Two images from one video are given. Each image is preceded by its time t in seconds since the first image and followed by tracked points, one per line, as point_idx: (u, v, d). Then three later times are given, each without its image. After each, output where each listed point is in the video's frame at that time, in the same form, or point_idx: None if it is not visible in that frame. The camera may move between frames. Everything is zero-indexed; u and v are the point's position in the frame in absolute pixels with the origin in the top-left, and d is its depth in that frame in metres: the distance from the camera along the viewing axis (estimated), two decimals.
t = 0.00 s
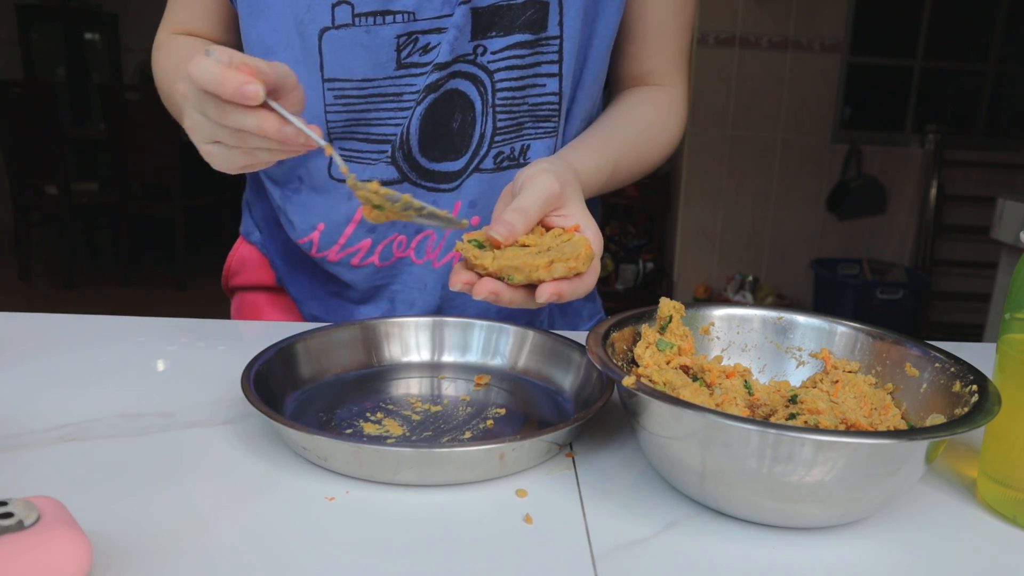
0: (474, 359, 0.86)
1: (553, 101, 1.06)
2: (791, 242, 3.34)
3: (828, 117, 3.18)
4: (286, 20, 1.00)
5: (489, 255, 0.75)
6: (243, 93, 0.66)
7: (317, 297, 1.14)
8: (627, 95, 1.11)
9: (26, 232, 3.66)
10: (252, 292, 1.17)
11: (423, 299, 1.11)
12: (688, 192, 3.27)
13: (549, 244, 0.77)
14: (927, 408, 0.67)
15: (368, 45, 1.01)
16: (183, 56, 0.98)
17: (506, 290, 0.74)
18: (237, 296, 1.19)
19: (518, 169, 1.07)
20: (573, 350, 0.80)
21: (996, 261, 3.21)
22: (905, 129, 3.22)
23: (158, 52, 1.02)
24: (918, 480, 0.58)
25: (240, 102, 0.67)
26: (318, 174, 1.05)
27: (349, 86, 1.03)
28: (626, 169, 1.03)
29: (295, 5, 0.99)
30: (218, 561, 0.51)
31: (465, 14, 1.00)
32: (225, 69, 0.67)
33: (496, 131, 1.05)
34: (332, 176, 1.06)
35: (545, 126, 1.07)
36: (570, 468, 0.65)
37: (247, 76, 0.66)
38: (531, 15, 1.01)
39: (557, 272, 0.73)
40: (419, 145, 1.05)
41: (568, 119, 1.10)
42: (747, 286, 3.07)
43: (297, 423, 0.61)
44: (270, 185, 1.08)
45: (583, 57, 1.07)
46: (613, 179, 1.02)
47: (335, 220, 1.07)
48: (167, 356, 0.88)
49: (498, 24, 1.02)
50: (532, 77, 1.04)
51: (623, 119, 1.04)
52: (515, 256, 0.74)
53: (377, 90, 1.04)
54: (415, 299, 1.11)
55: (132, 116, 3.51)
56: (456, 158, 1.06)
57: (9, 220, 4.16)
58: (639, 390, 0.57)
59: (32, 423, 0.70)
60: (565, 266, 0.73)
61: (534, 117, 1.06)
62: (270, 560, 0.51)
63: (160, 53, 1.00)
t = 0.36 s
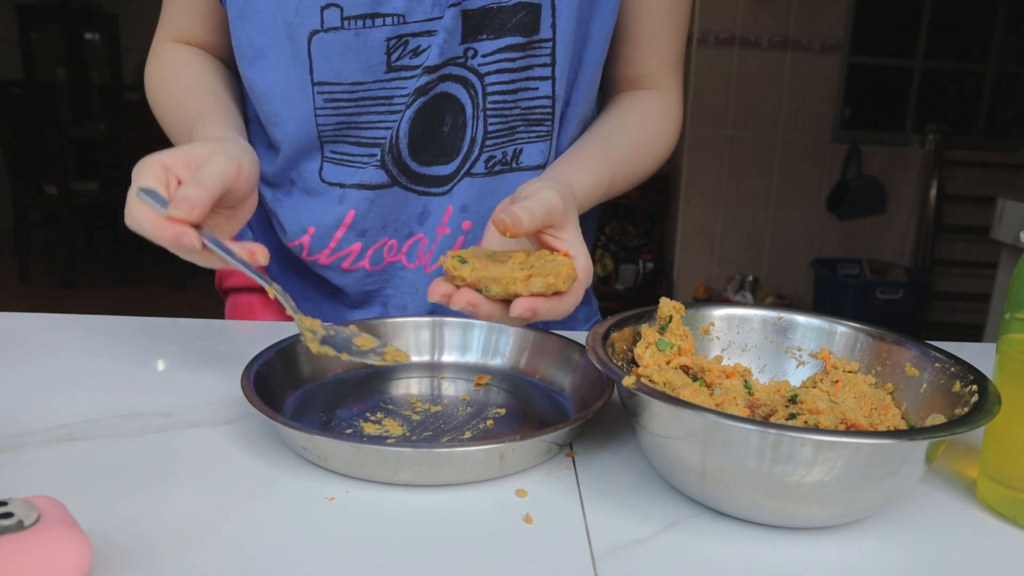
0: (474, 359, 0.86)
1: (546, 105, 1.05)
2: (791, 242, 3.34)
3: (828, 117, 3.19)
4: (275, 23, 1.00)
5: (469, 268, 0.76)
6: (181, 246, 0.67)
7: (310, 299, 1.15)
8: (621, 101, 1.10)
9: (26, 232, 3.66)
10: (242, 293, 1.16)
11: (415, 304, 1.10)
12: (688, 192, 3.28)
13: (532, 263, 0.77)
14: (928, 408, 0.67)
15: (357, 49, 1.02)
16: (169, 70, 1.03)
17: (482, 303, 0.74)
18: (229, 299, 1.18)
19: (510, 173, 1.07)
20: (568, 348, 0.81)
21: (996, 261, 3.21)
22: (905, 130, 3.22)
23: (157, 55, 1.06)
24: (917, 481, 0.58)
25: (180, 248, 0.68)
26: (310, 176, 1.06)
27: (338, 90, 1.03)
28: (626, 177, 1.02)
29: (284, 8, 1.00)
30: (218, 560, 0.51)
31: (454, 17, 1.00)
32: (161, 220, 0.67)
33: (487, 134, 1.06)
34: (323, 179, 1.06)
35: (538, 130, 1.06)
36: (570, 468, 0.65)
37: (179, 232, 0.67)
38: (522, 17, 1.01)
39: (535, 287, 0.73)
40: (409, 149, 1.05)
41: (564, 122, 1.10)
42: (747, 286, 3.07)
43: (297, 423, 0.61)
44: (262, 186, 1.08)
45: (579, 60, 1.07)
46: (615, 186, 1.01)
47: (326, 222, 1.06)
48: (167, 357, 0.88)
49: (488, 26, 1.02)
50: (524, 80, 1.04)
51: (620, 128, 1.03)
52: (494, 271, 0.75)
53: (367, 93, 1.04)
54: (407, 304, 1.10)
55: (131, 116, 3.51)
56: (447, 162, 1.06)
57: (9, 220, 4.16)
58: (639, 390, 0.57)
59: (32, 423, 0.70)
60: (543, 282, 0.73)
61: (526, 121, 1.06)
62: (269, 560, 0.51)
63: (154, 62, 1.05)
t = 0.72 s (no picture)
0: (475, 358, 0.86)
1: (542, 106, 1.04)
2: (791, 242, 3.34)
3: (827, 117, 3.19)
4: (266, 26, 1.00)
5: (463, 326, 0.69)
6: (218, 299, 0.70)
7: (304, 302, 1.16)
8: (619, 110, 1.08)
9: (26, 233, 3.66)
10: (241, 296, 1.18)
11: (412, 307, 1.11)
12: (688, 192, 3.27)
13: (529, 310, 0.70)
14: (928, 408, 0.67)
15: (348, 50, 1.01)
16: (167, 79, 1.03)
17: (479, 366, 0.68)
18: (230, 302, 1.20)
19: (506, 176, 1.07)
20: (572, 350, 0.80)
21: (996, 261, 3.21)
22: (905, 129, 3.21)
23: (153, 60, 1.06)
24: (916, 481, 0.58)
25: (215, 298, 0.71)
26: (303, 179, 1.07)
27: (330, 92, 1.03)
28: (624, 184, 0.98)
29: (275, 9, 1.00)
30: (217, 560, 0.51)
31: (446, 18, 1.00)
32: (191, 278, 0.70)
33: (481, 137, 1.05)
34: (316, 183, 1.07)
35: (534, 132, 1.06)
36: (570, 468, 0.65)
37: (214, 289, 0.70)
38: (516, 18, 1.01)
39: (528, 342, 0.65)
40: (402, 152, 1.05)
41: (568, 124, 1.10)
42: (747, 286, 3.08)
43: (297, 423, 0.61)
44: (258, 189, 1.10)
45: (579, 62, 1.06)
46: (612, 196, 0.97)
47: (322, 225, 1.06)
48: (167, 357, 0.88)
49: (480, 27, 1.01)
50: (520, 82, 1.03)
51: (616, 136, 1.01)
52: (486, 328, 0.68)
53: (359, 96, 1.04)
54: (402, 307, 1.11)
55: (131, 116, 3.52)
56: (440, 165, 1.06)
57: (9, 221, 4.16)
58: (639, 390, 0.57)
59: (33, 423, 0.70)
60: (535, 337, 0.65)
61: (522, 123, 1.05)
62: (268, 560, 0.51)
63: (151, 70, 1.05)
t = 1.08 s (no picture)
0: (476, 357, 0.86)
1: (540, 110, 1.04)
2: (791, 242, 3.34)
3: (827, 117, 3.19)
4: (262, 28, 1.01)
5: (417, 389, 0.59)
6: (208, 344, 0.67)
7: (303, 305, 1.16)
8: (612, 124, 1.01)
9: (26, 232, 3.67)
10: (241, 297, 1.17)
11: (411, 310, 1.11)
12: (688, 192, 3.27)
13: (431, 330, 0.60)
14: (927, 409, 0.67)
15: (343, 54, 1.01)
16: (172, 101, 1.01)
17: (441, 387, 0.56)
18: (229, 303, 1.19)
19: (504, 181, 1.07)
20: (573, 351, 0.80)
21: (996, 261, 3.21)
22: (905, 129, 3.21)
23: (156, 80, 1.04)
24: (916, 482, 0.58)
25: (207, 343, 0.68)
26: (301, 182, 1.08)
27: (326, 96, 1.03)
28: (623, 190, 0.88)
29: (270, 12, 1.00)
30: (217, 561, 0.51)
31: (443, 22, 1.00)
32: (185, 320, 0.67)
33: (479, 142, 1.05)
34: (314, 186, 1.08)
35: (533, 136, 1.06)
36: (570, 468, 0.65)
37: (204, 332, 0.66)
38: (513, 21, 1.01)
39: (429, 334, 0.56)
40: (398, 156, 1.05)
41: (569, 128, 1.09)
42: (747, 286, 3.08)
43: (297, 423, 0.61)
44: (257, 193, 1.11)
45: (579, 65, 1.05)
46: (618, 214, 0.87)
47: (319, 228, 1.06)
48: (167, 357, 0.88)
49: (476, 30, 1.01)
50: (517, 87, 1.03)
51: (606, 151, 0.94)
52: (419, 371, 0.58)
53: (354, 100, 1.04)
54: (401, 310, 1.11)
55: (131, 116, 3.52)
56: (438, 169, 1.06)
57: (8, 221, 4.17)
58: (639, 390, 0.57)
59: (33, 423, 0.70)
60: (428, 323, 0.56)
61: (520, 127, 1.05)
62: (268, 560, 0.51)
63: (155, 91, 1.03)
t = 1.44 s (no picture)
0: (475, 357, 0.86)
1: (540, 110, 1.04)
2: (791, 242, 3.34)
3: (827, 117, 3.19)
4: (260, 33, 1.01)
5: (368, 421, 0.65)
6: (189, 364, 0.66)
7: (306, 304, 1.16)
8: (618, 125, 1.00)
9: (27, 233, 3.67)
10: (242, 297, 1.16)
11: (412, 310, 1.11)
12: (688, 192, 3.27)
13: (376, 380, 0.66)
14: (927, 408, 0.67)
15: (342, 57, 1.01)
16: (164, 107, 1.00)
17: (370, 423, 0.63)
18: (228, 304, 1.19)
19: (504, 180, 1.07)
20: (572, 351, 0.80)
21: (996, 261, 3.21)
22: (905, 129, 3.21)
23: (155, 85, 1.04)
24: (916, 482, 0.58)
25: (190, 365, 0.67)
26: (302, 184, 1.08)
27: (326, 99, 1.03)
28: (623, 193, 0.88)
29: (269, 13, 1.00)
30: (216, 561, 0.51)
31: (440, 22, 1.00)
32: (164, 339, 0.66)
33: (479, 142, 1.05)
34: (314, 187, 1.08)
35: (532, 136, 1.06)
36: (570, 468, 0.65)
37: (186, 350, 0.65)
38: (512, 21, 1.01)
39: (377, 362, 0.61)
40: (398, 157, 1.05)
41: (574, 127, 1.09)
42: (748, 286, 3.09)
43: (295, 424, 0.61)
44: (257, 193, 1.10)
45: (582, 65, 1.06)
46: (601, 242, 0.85)
47: (318, 228, 1.06)
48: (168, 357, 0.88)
49: (476, 29, 1.01)
50: (516, 87, 1.03)
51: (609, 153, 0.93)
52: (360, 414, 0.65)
53: (355, 102, 1.04)
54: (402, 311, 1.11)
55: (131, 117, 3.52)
56: (437, 169, 1.06)
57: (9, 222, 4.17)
58: (638, 390, 0.57)
59: (33, 423, 0.70)
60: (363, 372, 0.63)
61: (519, 127, 1.05)
62: (267, 561, 0.51)
63: (151, 97, 1.02)
